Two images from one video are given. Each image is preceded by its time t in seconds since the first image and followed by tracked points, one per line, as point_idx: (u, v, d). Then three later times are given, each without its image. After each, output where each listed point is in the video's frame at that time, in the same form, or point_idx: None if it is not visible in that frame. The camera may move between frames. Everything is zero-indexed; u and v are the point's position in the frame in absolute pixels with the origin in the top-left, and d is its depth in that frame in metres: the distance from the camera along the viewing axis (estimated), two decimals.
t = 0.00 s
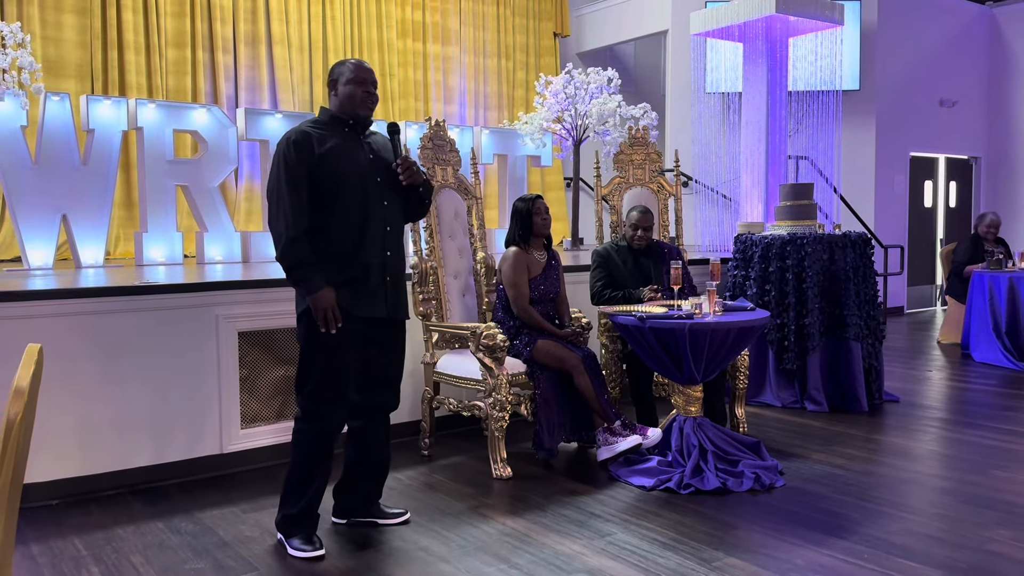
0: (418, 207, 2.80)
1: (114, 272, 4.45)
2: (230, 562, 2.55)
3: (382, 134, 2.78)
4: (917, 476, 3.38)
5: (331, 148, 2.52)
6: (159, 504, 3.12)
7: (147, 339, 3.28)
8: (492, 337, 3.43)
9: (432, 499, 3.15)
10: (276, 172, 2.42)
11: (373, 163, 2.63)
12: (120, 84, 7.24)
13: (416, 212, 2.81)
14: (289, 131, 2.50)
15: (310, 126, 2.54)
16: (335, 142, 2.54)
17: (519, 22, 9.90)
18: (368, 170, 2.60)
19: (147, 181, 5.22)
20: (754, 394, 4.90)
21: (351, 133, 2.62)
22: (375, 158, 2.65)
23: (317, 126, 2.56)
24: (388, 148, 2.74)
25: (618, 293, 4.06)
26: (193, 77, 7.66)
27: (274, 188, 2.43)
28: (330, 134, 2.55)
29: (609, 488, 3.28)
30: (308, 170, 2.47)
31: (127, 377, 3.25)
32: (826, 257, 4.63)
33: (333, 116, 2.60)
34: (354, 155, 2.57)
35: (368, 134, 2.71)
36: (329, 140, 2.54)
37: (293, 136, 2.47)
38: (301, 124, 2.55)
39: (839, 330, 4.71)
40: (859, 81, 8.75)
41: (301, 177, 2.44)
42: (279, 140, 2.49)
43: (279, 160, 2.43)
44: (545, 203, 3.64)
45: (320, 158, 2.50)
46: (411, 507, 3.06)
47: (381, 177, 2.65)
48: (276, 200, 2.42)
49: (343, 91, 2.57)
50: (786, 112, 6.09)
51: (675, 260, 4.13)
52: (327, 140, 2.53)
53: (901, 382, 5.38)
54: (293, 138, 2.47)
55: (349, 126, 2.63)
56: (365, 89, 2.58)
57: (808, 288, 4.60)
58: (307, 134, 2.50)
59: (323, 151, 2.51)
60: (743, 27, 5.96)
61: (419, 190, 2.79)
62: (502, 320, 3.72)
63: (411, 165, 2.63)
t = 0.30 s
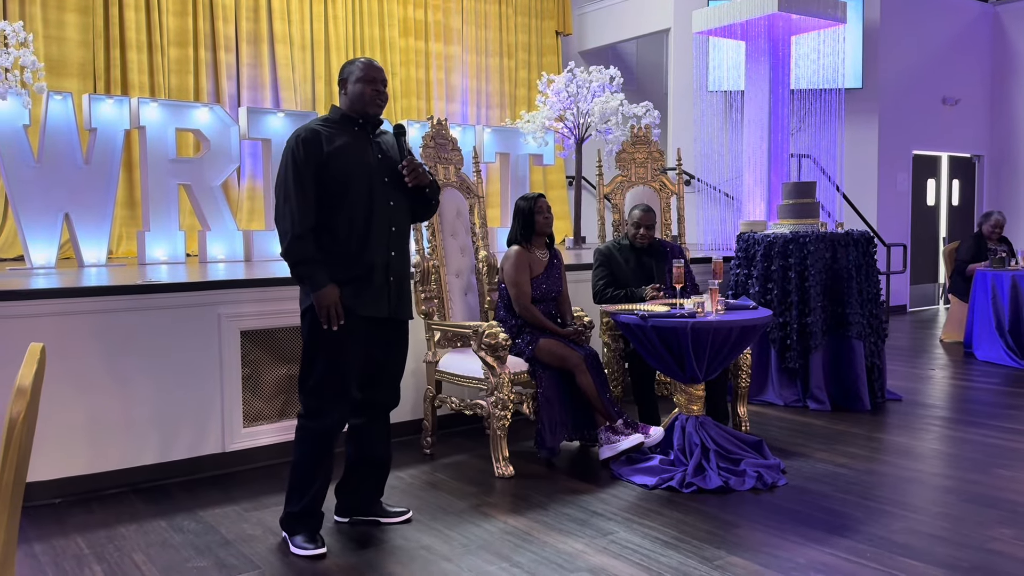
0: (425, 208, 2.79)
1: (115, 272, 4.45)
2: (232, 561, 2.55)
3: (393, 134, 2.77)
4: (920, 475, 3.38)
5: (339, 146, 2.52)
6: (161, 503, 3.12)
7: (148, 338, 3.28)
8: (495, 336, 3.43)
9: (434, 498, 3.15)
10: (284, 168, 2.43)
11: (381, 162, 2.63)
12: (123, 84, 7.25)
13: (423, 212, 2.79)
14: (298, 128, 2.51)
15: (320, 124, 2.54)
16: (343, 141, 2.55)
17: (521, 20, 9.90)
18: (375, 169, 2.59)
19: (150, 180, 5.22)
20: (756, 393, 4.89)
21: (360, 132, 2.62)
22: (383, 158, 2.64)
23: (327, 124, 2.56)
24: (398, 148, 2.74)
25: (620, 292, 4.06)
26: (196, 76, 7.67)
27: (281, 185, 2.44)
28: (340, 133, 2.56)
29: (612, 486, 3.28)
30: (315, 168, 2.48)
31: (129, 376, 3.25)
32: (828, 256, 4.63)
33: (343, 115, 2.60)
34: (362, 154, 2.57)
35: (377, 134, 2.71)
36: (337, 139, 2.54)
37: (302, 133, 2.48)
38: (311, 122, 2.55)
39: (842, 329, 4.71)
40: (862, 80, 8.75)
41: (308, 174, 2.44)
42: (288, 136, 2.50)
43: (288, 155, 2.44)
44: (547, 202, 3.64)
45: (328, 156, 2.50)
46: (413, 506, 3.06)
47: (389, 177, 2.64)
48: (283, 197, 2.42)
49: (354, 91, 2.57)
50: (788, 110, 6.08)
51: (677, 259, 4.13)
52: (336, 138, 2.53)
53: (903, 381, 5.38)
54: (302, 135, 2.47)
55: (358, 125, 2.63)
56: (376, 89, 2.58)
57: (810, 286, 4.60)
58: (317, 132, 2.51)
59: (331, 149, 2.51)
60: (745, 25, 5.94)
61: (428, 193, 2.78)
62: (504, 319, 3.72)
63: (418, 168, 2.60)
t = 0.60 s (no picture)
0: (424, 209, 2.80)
1: (117, 271, 4.45)
2: (233, 559, 2.56)
3: (395, 134, 2.78)
4: (921, 474, 3.37)
5: (343, 145, 2.53)
6: (163, 502, 3.12)
7: (148, 337, 3.28)
8: (496, 335, 3.43)
9: (435, 497, 3.15)
10: (288, 164, 2.43)
11: (383, 162, 2.63)
12: (125, 83, 7.26)
13: (421, 214, 2.80)
14: (303, 124, 2.50)
15: (324, 120, 2.54)
16: (348, 139, 2.55)
17: (523, 19, 9.90)
18: (377, 169, 2.60)
19: (151, 178, 5.23)
20: (758, 392, 4.89)
21: (364, 131, 2.62)
22: (385, 158, 2.65)
23: (331, 122, 2.55)
24: (400, 149, 2.74)
25: (621, 291, 4.07)
26: (198, 76, 7.68)
27: (284, 181, 2.44)
28: (345, 132, 2.56)
29: (613, 485, 3.28)
30: (318, 165, 2.48)
31: (131, 374, 3.25)
32: (830, 255, 4.63)
33: (348, 113, 2.60)
34: (365, 154, 2.58)
35: (380, 133, 2.71)
36: (342, 137, 2.54)
37: (306, 129, 2.47)
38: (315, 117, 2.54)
39: (843, 328, 4.70)
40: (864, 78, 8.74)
41: (311, 171, 2.44)
42: (292, 132, 2.49)
43: (293, 149, 2.43)
44: (548, 201, 3.64)
45: (332, 153, 2.50)
46: (415, 505, 3.06)
47: (390, 178, 2.65)
48: (286, 193, 2.42)
49: (361, 90, 2.57)
50: (790, 108, 6.07)
51: (679, 258, 4.12)
52: (340, 136, 2.53)
53: (905, 380, 5.38)
54: (306, 131, 2.47)
55: (362, 124, 2.63)
56: (384, 89, 2.58)
57: (812, 285, 4.60)
58: (322, 129, 2.51)
59: (335, 147, 2.51)
60: (747, 24, 5.94)
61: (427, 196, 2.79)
62: (506, 318, 3.72)
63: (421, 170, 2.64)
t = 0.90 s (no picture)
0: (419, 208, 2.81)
1: (120, 270, 4.47)
2: (235, 558, 2.56)
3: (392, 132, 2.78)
4: (923, 473, 3.37)
5: (341, 142, 2.52)
6: (165, 500, 3.13)
7: (146, 337, 3.28)
8: (497, 334, 3.43)
9: (437, 496, 3.16)
10: (286, 162, 2.42)
11: (380, 161, 2.64)
12: (126, 82, 7.27)
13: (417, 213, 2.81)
14: (300, 121, 2.49)
15: (321, 117, 2.53)
16: (345, 137, 2.54)
17: (524, 18, 9.89)
18: (376, 168, 2.60)
19: (153, 178, 5.23)
20: (759, 391, 4.88)
21: (361, 128, 2.62)
22: (383, 157, 2.65)
23: (328, 118, 2.55)
24: (397, 148, 2.75)
25: (623, 290, 4.07)
26: (199, 75, 7.69)
27: (283, 179, 2.43)
28: (342, 129, 2.55)
29: (614, 484, 3.29)
30: (318, 163, 2.48)
31: (133, 374, 3.26)
32: (832, 254, 4.62)
33: (346, 110, 2.59)
34: (363, 151, 2.57)
35: (376, 130, 2.71)
36: (341, 135, 2.54)
37: (304, 125, 2.47)
38: (312, 114, 2.53)
39: (845, 327, 4.70)
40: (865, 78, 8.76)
41: (311, 169, 2.44)
42: (290, 128, 2.48)
43: (292, 147, 2.43)
44: (550, 200, 3.64)
45: (331, 151, 2.50)
46: (417, 504, 3.07)
47: (388, 176, 2.65)
48: (285, 191, 2.41)
49: (359, 87, 2.56)
50: (791, 107, 6.07)
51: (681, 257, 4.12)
52: (338, 133, 2.53)
53: (907, 379, 5.38)
54: (304, 127, 2.46)
55: (359, 121, 2.62)
56: (382, 86, 2.58)
57: (813, 284, 4.59)
58: (321, 126, 2.50)
59: (332, 144, 2.51)
60: (749, 23, 5.95)
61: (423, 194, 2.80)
62: (507, 317, 3.72)
63: (421, 173, 2.64)
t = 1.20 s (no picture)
0: (412, 206, 2.82)
1: (121, 269, 4.49)
2: (237, 558, 2.56)
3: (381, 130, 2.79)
4: (924, 473, 3.37)
5: (334, 141, 2.53)
6: (167, 500, 3.13)
7: (140, 337, 3.27)
8: (499, 333, 3.43)
9: (438, 495, 3.16)
10: (281, 162, 2.42)
11: (373, 159, 2.65)
12: (128, 82, 7.27)
13: (410, 211, 2.82)
14: (291, 119, 2.49)
15: (313, 116, 2.53)
16: (337, 135, 2.55)
17: (525, 18, 9.89)
18: (370, 166, 2.61)
19: (155, 178, 5.22)
20: (760, 390, 4.88)
21: (352, 126, 2.63)
22: (375, 155, 2.66)
23: (320, 116, 2.55)
24: (387, 145, 2.76)
25: (624, 289, 4.07)
26: (200, 74, 7.69)
27: (277, 178, 2.42)
28: (334, 127, 2.56)
29: (616, 483, 3.29)
30: (312, 161, 2.47)
31: (135, 373, 3.26)
32: (833, 253, 4.62)
33: (337, 107, 2.59)
34: (356, 149, 2.58)
35: (366, 128, 2.71)
36: (334, 133, 2.54)
37: (297, 124, 2.47)
38: (303, 113, 2.54)
39: (846, 326, 4.70)
40: (866, 77, 8.77)
41: (305, 169, 2.45)
42: (281, 127, 2.48)
43: (285, 147, 2.43)
44: (551, 200, 3.64)
45: (325, 150, 2.50)
46: (418, 503, 3.07)
47: (382, 174, 2.66)
48: (280, 191, 2.41)
49: (351, 84, 2.57)
50: (792, 107, 6.05)
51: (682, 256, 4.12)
52: (331, 132, 2.54)
53: (908, 378, 5.38)
54: (297, 126, 2.46)
55: (350, 120, 2.63)
56: (373, 82, 2.60)
57: (815, 284, 4.59)
58: (313, 124, 2.50)
59: (326, 142, 2.51)
60: (750, 22, 5.96)
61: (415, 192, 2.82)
62: (508, 316, 3.72)
63: (415, 169, 2.69)
